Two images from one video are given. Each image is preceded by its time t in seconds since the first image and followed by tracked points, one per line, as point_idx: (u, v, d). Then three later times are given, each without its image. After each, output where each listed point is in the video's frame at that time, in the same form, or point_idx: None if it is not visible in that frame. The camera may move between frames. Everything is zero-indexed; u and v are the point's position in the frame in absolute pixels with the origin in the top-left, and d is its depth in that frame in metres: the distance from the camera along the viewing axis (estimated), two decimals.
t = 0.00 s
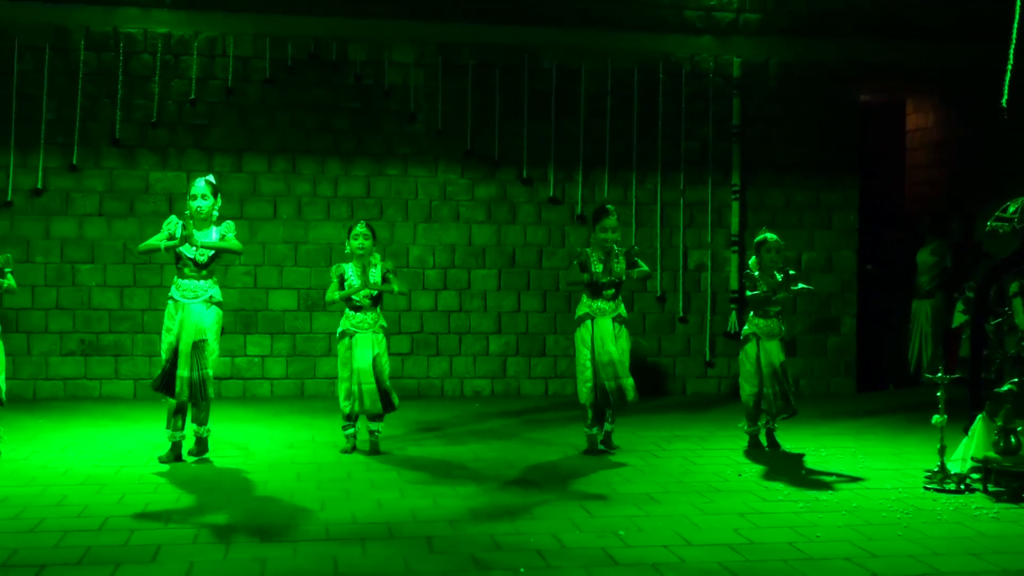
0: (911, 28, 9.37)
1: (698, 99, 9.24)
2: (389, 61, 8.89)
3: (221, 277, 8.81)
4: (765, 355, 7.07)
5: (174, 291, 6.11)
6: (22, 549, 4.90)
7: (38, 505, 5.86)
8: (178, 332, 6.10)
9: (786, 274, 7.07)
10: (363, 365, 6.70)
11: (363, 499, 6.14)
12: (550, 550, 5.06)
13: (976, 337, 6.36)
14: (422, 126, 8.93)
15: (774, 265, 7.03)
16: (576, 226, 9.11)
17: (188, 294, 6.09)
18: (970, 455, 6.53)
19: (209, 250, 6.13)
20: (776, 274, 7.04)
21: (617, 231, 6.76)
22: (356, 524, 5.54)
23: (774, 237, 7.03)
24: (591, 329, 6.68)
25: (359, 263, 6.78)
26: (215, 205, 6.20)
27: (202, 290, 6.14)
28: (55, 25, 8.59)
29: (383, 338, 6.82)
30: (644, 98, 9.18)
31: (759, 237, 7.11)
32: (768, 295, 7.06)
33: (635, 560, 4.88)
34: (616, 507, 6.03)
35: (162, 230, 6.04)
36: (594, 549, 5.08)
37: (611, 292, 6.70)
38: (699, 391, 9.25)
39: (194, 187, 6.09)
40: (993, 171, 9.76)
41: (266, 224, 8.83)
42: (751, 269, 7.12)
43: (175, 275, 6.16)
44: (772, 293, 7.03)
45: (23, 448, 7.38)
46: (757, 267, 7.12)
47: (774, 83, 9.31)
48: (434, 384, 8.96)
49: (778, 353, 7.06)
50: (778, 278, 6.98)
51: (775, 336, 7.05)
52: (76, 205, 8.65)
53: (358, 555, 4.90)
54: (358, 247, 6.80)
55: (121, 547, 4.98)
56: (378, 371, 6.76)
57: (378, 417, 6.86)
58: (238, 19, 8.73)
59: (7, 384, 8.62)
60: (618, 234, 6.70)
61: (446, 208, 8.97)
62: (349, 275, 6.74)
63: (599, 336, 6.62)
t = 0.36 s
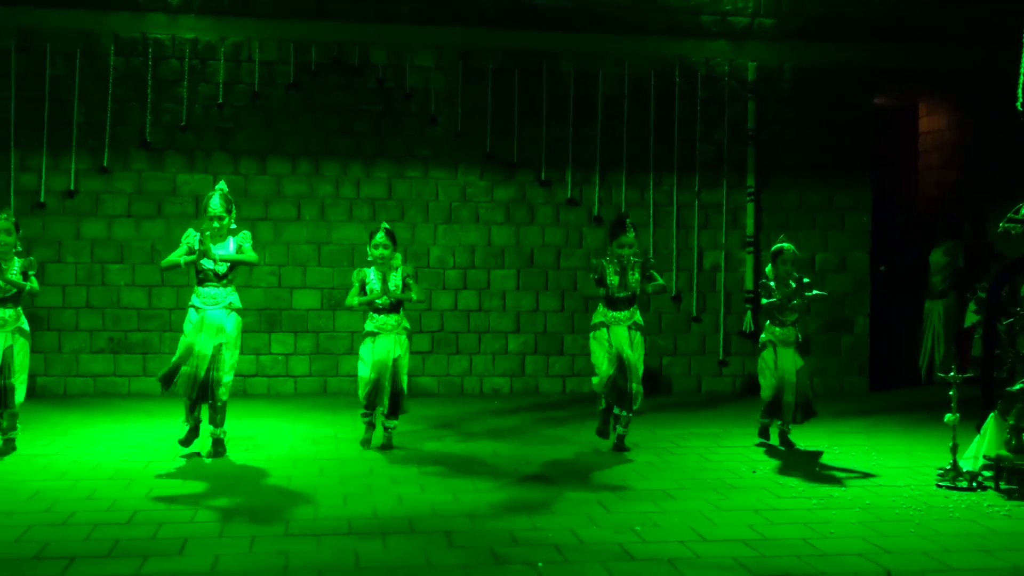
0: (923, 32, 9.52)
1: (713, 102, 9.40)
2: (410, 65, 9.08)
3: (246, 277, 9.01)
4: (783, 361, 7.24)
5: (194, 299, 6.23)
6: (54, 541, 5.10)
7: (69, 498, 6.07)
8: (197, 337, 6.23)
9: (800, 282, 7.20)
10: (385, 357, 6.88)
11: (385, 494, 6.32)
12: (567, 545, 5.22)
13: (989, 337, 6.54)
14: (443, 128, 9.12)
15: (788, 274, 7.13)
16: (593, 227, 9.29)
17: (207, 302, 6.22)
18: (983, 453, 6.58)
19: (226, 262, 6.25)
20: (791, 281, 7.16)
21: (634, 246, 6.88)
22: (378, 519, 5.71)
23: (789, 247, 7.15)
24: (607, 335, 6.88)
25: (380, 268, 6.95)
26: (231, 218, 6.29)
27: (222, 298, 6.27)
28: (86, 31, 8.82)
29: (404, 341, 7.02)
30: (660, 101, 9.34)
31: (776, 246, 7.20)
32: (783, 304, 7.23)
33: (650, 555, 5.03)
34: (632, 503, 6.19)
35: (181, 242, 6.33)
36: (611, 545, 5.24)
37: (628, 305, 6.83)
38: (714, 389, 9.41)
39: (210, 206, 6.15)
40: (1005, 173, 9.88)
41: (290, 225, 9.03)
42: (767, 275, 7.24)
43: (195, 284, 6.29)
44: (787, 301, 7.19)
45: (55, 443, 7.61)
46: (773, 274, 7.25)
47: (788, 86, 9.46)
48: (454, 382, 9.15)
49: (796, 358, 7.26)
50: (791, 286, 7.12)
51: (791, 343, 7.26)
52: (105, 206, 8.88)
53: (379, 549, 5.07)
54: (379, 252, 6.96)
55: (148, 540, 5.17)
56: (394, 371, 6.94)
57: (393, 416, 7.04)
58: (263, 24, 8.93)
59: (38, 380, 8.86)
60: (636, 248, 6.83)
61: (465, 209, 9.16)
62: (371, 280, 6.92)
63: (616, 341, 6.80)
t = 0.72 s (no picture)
0: (935, 37, 9.67)
1: (729, 106, 9.57)
2: (432, 70, 9.30)
3: (272, 276, 9.23)
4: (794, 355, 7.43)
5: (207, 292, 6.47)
6: (86, 534, 5.32)
7: (100, 491, 6.31)
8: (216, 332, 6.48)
9: (814, 279, 7.42)
10: (409, 352, 7.08)
11: (407, 489, 6.53)
12: (585, 539, 5.40)
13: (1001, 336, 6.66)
14: (464, 132, 9.34)
15: (804, 272, 7.34)
16: (611, 228, 9.49)
17: (218, 295, 6.44)
18: (995, 451, 6.78)
19: (239, 254, 6.51)
20: (805, 279, 7.40)
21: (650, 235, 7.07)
22: (401, 513, 5.91)
23: (803, 244, 7.34)
24: (621, 327, 7.08)
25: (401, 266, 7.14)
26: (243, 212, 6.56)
27: (233, 290, 6.50)
28: (117, 38, 9.09)
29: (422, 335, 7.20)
30: (677, 105, 9.52)
31: (795, 243, 7.38)
32: (796, 302, 7.42)
33: (666, 550, 5.21)
34: (649, 499, 6.37)
35: (195, 237, 6.57)
36: (628, 540, 5.41)
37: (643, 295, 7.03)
38: (729, 387, 9.58)
39: (222, 199, 6.45)
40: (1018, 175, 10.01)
41: (315, 226, 9.27)
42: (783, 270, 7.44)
43: (208, 277, 6.53)
44: (801, 300, 7.40)
45: (86, 438, 7.86)
46: (788, 268, 7.43)
47: (802, 90, 9.63)
48: (474, 380, 9.36)
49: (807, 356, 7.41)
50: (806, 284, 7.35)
51: (803, 338, 7.42)
52: (136, 208, 9.16)
53: (401, 543, 5.26)
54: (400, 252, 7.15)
55: (177, 532, 5.38)
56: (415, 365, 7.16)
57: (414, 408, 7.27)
58: (289, 30, 9.17)
59: (71, 377, 9.13)
60: (650, 237, 6.99)
61: (486, 211, 9.37)
62: (392, 278, 7.11)
63: (629, 334, 7.01)
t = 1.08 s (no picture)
0: (948, 41, 9.81)
1: (744, 109, 9.73)
2: (453, 75, 9.49)
3: (296, 276, 9.45)
4: (810, 354, 7.57)
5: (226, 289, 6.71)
6: (116, 526, 5.52)
7: (128, 485, 6.53)
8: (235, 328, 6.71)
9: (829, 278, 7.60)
10: (423, 358, 7.24)
11: (428, 484, 6.72)
12: (602, 535, 5.56)
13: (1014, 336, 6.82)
14: (484, 135, 9.53)
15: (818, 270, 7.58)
16: (628, 229, 9.66)
17: (236, 292, 6.68)
18: (1007, 449, 6.95)
19: (256, 250, 6.71)
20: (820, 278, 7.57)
21: (665, 234, 7.26)
22: (421, 508, 6.09)
23: (819, 243, 7.58)
24: (639, 328, 7.25)
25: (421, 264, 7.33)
26: (258, 208, 6.80)
27: (251, 286, 6.73)
28: (146, 43, 9.32)
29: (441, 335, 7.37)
30: (693, 108, 9.69)
31: (806, 242, 7.65)
32: (812, 301, 7.60)
33: (682, 545, 5.37)
34: (665, 495, 6.53)
35: (211, 236, 6.70)
36: (644, 535, 5.58)
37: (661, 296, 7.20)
38: (744, 386, 9.73)
39: (238, 195, 6.66)
40: None
41: (338, 227, 9.48)
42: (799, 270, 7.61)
43: (227, 275, 6.74)
44: (816, 298, 7.58)
45: (115, 433, 8.10)
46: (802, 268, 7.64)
47: (817, 93, 9.78)
48: (493, 378, 9.55)
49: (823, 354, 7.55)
50: (822, 283, 7.52)
51: (819, 335, 7.57)
52: (164, 209, 9.40)
53: (422, 537, 5.43)
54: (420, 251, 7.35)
55: (203, 526, 5.56)
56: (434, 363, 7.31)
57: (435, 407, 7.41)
58: (313, 36, 9.39)
59: (100, 374, 9.37)
60: (666, 236, 7.20)
61: (505, 212, 9.56)
62: (410, 276, 7.29)
63: (644, 336, 7.18)
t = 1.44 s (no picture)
0: (963, 46, 9.96)
1: (761, 112, 9.89)
2: (475, 79, 9.71)
3: (322, 276, 9.69)
4: (830, 354, 7.79)
5: (251, 288, 6.94)
6: (147, 519, 5.74)
7: (160, 479, 6.77)
8: (257, 327, 6.95)
9: (846, 279, 7.84)
10: (450, 351, 7.45)
11: (450, 480, 6.93)
12: (621, 530, 5.75)
13: None
14: (505, 138, 9.74)
15: (835, 270, 7.77)
16: (646, 230, 9.85)
17: (259, 293, 6.91)
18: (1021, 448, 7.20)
19: (278, 254, 6.95)
20: (837, 278, 7.81)
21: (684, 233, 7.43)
22: (444, 503, 6.30)
23: (835, 244, 7.78)
24: (658, 326, 7.44)
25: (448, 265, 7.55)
26: (281, 213, 7.04)
27: (274, 288, 6.96)
28: (177, 50, 9.59)
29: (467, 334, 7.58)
30: (710, 111, 9.86)
31: (821, 243, 7.87)
32: (830, 300, 7.83)
33: (700, 541, 5.54)
34: (683, 491, 6.72)
35: (236, 239, 7.01)
36: (662, 531, 5.76)
37: (680, 294, 7.39)
38: (760, 384, 9.90)
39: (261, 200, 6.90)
40: None
41: (363, 228, 9.72)
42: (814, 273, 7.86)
43: (251, 278, 6.98)
44: (834, 298, 7.79)
45: (147, 428, 8.36)
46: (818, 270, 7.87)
47: (833, 97, 9.93)
48: (514, 376, 9.76)
49: (842, 353, 7.79)
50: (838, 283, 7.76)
51: (838, 336, 7.78)
52: (194, 211, 9.67)
53: (445, 531, 5.63)
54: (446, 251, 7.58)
55: (231, 520, 5.78)
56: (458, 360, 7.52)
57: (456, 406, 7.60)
58: (339, 41, 9.62)
59: (133, 371, 9.64)
60: (685, 236, 7.39)
61: (526, 213, 9.77)
62: (437, 277, 7.51)
63: (665, 336, 7.34)
